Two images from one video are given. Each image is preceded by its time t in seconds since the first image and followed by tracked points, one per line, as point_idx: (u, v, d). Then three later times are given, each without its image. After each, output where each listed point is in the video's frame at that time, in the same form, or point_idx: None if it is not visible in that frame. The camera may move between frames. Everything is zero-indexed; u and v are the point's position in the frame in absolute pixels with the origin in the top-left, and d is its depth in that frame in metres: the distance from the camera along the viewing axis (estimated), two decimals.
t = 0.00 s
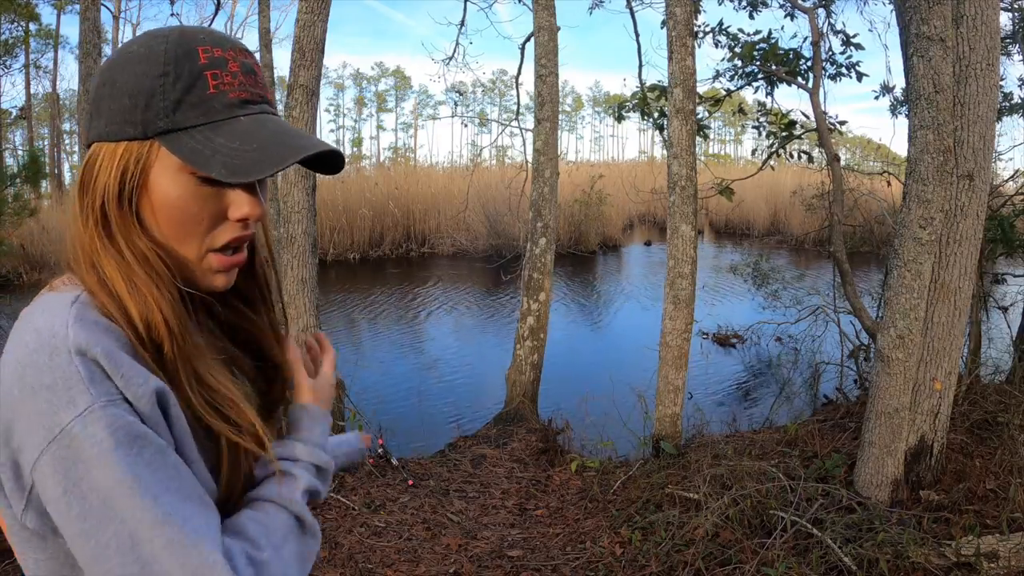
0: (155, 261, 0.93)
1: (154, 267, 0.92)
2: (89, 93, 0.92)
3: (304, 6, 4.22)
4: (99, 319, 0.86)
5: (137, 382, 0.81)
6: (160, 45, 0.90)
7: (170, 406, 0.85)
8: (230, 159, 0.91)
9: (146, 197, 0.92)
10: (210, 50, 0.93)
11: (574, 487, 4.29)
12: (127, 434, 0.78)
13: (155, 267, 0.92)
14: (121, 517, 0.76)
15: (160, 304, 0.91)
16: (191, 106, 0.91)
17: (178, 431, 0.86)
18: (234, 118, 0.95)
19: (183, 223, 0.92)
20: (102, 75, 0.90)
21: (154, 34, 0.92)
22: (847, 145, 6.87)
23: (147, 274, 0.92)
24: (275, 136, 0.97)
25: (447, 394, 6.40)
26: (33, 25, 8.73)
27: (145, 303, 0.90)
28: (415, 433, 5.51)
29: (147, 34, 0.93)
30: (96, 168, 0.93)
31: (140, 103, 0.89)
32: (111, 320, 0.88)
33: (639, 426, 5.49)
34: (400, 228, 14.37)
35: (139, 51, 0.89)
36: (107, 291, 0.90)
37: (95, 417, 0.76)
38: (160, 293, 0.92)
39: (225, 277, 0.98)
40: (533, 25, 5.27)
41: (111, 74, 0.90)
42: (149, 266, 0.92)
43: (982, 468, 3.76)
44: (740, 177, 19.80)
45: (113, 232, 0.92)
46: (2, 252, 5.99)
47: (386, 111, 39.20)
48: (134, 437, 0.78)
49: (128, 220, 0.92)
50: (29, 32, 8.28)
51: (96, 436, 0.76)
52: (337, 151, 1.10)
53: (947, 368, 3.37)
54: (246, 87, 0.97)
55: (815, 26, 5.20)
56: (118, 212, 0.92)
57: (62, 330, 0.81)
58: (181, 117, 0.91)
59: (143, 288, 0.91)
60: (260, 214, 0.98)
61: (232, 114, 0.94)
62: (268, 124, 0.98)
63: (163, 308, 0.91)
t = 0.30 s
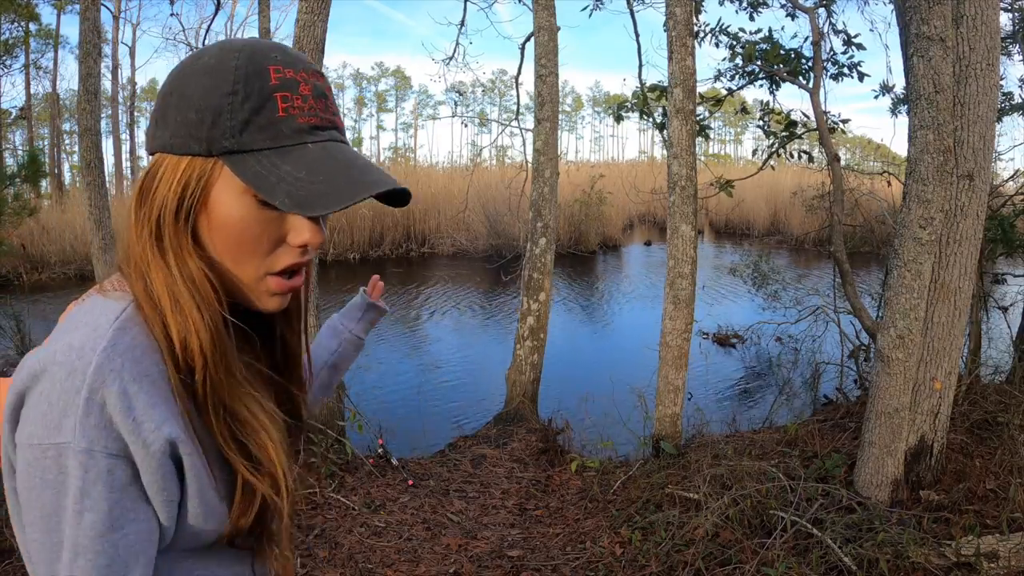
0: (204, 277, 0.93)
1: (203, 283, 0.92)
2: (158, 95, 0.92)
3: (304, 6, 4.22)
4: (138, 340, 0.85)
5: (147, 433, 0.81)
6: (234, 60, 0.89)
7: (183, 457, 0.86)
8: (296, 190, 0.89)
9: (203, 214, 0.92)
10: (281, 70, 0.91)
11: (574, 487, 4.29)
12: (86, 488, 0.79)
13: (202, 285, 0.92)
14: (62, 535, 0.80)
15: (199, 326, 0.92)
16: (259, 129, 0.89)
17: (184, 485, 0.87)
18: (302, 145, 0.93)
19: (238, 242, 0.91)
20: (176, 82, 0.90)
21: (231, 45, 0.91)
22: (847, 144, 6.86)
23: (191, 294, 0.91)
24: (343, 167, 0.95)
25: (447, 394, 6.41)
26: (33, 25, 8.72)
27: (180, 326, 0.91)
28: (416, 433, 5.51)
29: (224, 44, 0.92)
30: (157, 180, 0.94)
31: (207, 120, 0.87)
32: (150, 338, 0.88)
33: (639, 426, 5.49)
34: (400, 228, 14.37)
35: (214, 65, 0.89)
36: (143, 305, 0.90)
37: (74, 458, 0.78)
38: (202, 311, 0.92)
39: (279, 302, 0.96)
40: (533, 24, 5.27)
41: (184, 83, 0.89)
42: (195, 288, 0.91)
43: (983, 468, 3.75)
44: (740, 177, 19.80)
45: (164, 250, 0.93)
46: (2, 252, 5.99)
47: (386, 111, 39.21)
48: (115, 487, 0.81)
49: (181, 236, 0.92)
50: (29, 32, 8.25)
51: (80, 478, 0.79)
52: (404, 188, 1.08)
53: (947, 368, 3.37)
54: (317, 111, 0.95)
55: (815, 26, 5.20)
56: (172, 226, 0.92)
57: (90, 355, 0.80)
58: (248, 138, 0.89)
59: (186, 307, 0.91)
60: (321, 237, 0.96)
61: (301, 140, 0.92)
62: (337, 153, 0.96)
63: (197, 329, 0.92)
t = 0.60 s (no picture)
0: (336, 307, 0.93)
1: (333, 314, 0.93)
2: (306, 102, 0.89)
3: (304, 6, 4.22)
4: (234, 350, 0.87)
5: (243, 444, 0.83)
6: (400, 90, 0.89)
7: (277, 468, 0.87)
8: (455, 238, 0.90)
9: (342, 241, 0.91)
10: (444, 109, 0.92)
11: (574, 487, 4.29)
12: (190, 492, 0.81)
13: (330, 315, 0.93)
14: (162, 537, 0.82)
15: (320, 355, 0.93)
16: (419, 165, 0.90)
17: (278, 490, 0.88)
18: (459, 188, 0.95)
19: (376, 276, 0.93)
20: (331, 97, 0.88)
21: (390, 69, 0.91)
22: (847, 144, 6.86)
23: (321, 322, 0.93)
24: (489, 216, 0.97)
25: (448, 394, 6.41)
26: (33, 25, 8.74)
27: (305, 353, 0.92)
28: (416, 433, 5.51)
29: (380, 64, 0.91)
30: (296, 187, 0.93)
31: (367, 147, 0.87)
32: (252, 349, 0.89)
33: (639, 426, 5.49)
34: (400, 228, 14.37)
35: (378, 91, 0.88)
36: (261, 324, 0.91)
37: (175, 462, 0.80)
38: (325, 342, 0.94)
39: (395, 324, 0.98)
40: (533, 24, 5.27)
41: (343, 100, 0.88)
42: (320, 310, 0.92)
43: (983, 468, 3.75)
44: (741, 177, 19.78)
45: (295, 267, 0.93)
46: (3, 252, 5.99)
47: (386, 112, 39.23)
48: (216, 489, 0.83)
49: (319, 257, 0.91)
50: (29, 32, 8.26)
51: (183, 483, 0.81)
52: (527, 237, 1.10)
53: (947, 368, 3.37)
54: (470, 153, 0.97)
55: (815, 26, 5.20)
56: (312, 249, 0.91)
57: (187, 364, 0.82)
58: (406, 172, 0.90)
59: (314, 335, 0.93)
60: (452, 276, 0.97)
61: (457, 183, 0.94)
62: (485, 200, 0.98)
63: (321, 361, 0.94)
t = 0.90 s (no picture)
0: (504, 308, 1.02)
1: (503, 314, 1.02)
2: (498, 117, 0.98)
3: (304, 6, 4.22)
4: (412, 347, 0.97)
5: (426, 440, 0.92)
6: (585, 115, 0.99)
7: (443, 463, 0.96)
8: (628, 257, 1.00)
9: (520, 249, 1.00)
10: (623, 138, 1.02)
11: (574, 487, 4.29)
12: (377, 484, 0.89)
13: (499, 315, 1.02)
14: (344, 529, 0.89)
15: (486, 350, 1.02)
16: (600, 188, 0.99)
17: (441, 482, 0.97)
18: (630, 212, 1.04)
19: (544, 283, 1.02)
20: (522, 115, 0.97)
21: (575, 95, 1.01)
22: (847, 144, 6.86)
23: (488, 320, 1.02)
24: (653, 236, 1.06)
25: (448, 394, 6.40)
26: (33, 25, 8.75)
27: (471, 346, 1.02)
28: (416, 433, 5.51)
29: (565, 90, 1.01)
30: (479, 191, 1.00)
31: (555, 169, 0.97)
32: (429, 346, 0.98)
33: (639, 426, 5.49)
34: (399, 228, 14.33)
35: (567, 119, 0.97)
36: (439, 322, 1.00)
37: (361, 456, 0.88)
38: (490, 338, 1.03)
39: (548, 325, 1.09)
40: (533, 25, 5.27)
41: (534, 120, 0.97)
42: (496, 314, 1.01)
43: (983, 468, 3.75)
44: (740, 177, 19.77)
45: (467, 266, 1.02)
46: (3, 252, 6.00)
47: (387, 112, 39.20)
48: (395, 481, 0.90)
49: (500, 263, 1.00)
50: (29, 32, 8.27)
51: (371, 476, 0.88)
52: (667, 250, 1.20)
53: (947, 368, 3.37)
54: (639, 179, 1.06)
55: (815, 26, 5.20)
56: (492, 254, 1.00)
57: (375, 365, 0.90)
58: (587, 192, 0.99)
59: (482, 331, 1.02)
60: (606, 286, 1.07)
61: (629, 207, 1.04)
62: (650, 221, 1.07)
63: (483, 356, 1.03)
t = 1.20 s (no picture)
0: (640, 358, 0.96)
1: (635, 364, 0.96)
2: (664, 151, 0.90)
3: (304, 6, 4.22)
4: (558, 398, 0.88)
5: (578, 499, 0.84)
6: (749, 163, 0.92)
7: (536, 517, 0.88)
8: (775, 312, 0.96)
9: (672, 295, 0.93)
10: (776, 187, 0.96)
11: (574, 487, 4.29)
12: (537, 550, 0.80)
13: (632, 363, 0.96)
14: None
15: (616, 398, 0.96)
16: (756, 242, 0.92)
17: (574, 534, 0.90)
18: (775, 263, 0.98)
19: (683, 332, 0.97)
20: (693, 151, 0.89)
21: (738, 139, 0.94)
22: (847, 144, 6.86)
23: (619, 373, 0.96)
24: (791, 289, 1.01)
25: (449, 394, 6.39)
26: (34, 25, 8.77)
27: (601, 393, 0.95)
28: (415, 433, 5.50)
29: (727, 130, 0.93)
30: (633, 229, 0.91)
31: (718, 219, 0.89)
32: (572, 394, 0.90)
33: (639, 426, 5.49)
34: (400, 228, 14.34)
35: (736, 163, 0.90)
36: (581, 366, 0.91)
37: (525, 522, 0.79)
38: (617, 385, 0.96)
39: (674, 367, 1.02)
40: (533, 25, 5.26)
41: (700, 159, 0.90)
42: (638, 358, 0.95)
43: (983, 468, 3.75)
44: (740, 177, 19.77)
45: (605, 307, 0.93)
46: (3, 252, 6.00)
47: (387, 112, 39.20)
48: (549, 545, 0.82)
49: (650, 308, 0.93)
50: (29, 32, 8.29)
51: (530, 541, 0.80)
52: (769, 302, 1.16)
53: (947, 368, 3.36)
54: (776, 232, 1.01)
55: (815, 26, 5.20)
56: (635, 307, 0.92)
57: (534, 427, 0.81)
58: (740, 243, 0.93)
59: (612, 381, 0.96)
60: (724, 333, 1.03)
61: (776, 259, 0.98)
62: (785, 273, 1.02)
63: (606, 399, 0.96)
